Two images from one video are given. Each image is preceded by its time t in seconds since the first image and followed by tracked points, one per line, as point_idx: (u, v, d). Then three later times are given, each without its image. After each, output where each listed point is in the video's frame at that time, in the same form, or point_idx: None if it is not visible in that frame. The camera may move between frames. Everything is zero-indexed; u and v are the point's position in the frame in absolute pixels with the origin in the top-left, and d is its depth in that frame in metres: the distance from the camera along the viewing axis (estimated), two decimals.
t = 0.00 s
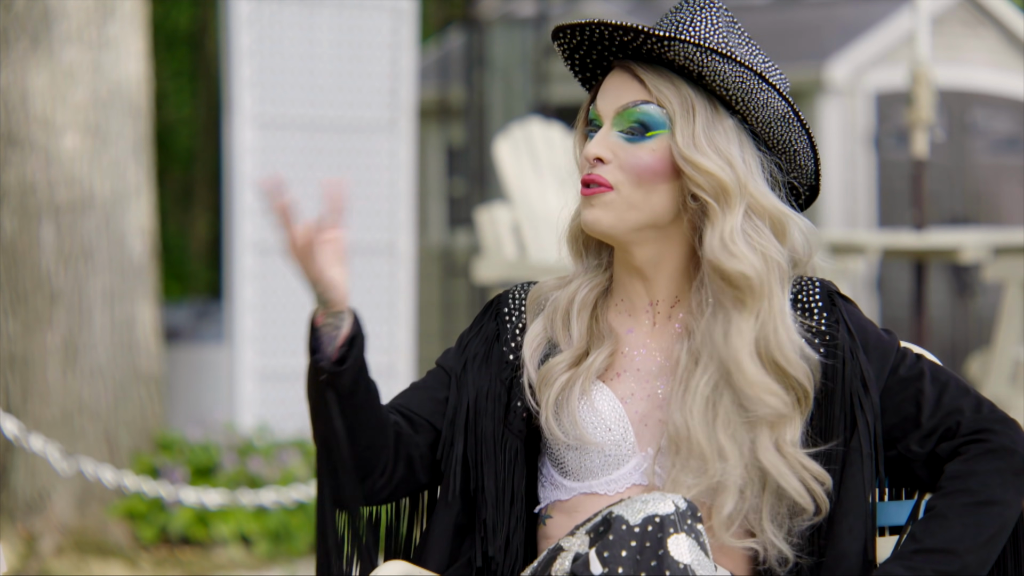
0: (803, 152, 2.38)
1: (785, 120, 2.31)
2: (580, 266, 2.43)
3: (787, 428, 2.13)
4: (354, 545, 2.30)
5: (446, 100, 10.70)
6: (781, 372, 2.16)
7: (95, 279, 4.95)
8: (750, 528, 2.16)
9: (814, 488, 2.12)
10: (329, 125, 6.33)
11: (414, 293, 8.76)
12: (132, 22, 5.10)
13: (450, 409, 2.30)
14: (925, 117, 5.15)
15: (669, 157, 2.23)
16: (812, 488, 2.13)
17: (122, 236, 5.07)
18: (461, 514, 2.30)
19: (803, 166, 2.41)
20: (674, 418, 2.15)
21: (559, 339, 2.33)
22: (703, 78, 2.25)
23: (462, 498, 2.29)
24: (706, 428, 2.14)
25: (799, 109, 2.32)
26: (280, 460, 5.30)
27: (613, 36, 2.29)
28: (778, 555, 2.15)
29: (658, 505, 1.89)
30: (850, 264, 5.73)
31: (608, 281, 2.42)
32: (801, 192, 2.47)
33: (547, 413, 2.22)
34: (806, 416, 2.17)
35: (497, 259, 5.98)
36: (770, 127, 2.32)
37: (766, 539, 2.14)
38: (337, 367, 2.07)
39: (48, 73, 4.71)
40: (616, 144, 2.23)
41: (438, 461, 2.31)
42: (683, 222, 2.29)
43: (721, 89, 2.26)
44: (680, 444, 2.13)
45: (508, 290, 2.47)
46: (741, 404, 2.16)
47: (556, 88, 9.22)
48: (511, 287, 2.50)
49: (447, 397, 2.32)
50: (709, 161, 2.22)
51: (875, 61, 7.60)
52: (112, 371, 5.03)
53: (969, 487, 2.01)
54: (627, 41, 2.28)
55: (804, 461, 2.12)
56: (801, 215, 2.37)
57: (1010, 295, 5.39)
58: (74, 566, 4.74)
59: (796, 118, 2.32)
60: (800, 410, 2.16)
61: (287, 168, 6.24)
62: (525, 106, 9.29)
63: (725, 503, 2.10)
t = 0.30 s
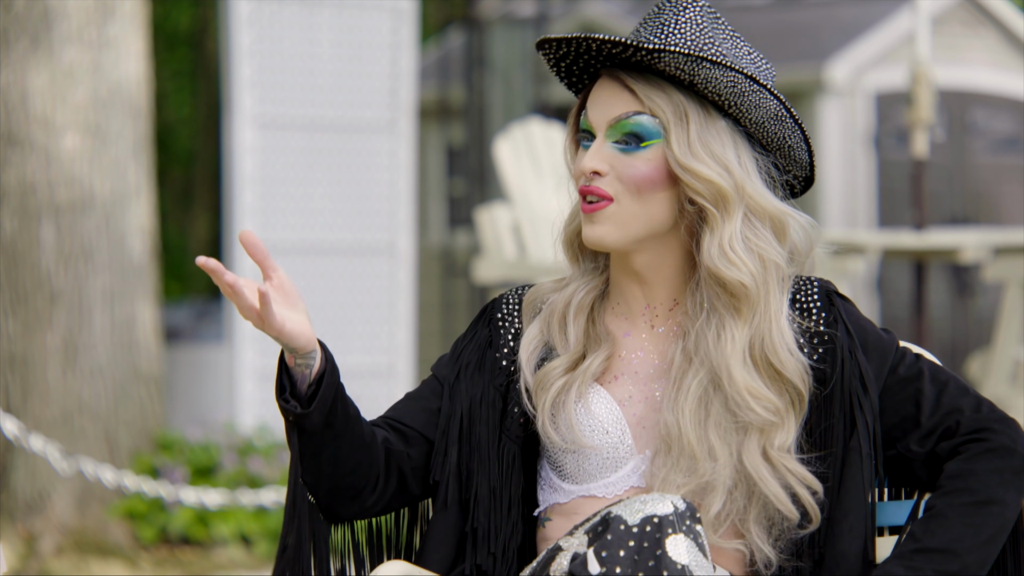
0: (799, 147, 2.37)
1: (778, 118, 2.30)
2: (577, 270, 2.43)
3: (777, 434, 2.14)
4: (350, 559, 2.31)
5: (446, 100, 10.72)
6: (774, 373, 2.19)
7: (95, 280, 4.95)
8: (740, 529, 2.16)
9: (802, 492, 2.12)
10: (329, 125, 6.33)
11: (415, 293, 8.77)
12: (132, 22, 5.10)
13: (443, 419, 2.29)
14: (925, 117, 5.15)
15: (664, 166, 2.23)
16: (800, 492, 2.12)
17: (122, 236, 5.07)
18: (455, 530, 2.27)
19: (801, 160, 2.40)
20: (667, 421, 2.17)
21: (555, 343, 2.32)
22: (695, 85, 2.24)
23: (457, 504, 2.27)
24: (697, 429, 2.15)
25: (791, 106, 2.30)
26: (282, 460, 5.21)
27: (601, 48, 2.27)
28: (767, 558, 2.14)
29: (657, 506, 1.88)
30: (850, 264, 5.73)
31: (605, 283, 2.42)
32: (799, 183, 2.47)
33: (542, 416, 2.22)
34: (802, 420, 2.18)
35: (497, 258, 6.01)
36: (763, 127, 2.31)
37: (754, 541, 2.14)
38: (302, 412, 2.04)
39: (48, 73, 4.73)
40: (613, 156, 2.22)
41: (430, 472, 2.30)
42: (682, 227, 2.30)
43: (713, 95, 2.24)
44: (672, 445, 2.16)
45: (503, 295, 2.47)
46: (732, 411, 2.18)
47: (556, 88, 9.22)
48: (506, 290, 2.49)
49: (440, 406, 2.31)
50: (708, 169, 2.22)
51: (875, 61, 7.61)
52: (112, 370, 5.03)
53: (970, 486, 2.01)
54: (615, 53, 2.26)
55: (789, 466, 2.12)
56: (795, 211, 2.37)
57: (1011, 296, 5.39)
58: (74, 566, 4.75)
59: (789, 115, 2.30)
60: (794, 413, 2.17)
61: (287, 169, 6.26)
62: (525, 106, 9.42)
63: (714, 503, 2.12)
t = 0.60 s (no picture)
0: (793, 147, 2.37)
1: (772, 119, 2.29)
2: (570, 276, 2.43)
3: (779, 436, 2.15)
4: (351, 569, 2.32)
5: (446, 100, 10.72)
6: (774, 370, 2.20)
7: (95, 279, 4.95)
8: (743, 530, 2.17)
9: (803, 494, 2.12)
10: (329, 125, 6.37)
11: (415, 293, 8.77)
12: (132, 22, 5.10)
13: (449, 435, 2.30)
14: (926, 117, 5.15)
15: (661, 167, 2.23)
16: (800, 491, 2.12)
17: (122, 236, 5.07)
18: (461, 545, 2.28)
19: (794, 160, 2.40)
20: (669, 422, 2.17)
21: (553, 351, 2.32)
22: (691, 87, 2.23)
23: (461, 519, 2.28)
24: (699, 431, 2.16)
25: (785, 106, 2.30)
26: (281, 460, 5.31)
27: (595, 51, 2.25)
28: (770, 558, 2.15)
29: (660, 506, 1.88)
30: (850, 264, 5.73)
31: (601, 289, 2.42)
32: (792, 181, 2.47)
33: (543, 426, 2.22)
34: (801, 419, 2.18)
35: (497, 258, 6.01)
36: (758, 127, 2.30)
37: (758, 542, 2.15)
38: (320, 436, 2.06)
39: (48, 73, 4.73)
40: (609, 159, 2.22)
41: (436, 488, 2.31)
42: (678, 228, 2.30)
43: (710, 97, 2.23)
44: (674, 449, 2.16)
45: (498, 301, 2.47)
46: (733, 409, 2.19)
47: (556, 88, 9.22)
48: (502, 296, 2.49)
49: (445, 422, 2.32)
50: (704, 173, 2.22)
51: (875, 61, 7.62)
52: (112, 371, 5.03)
53: (969, 487, 2.00)
54: (610, 56, 2.24)
55: (792, 463, 2.13)
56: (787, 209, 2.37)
57: (1011, 296, 5.39)
58: (74, 566, 4.74)
59: (783, 115, 2.30)
60: (793, 414, 2.18)
61: (288, 168, 6.28)
62: (525, 106, 9.43)
63: (717, 507, 2.13)
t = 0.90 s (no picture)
0: (789, 133, 2.37)
1: (770, 105, 2.30)
2: (567, 274, 2.43)
3: (783, 416, 2.11)
4: None
5: (446, 100, 10.74)
6: (777, 355, 2.16)
7: (95, 279, 4.95)
8: (743, 510, 2.12)
9: (804, 476, 2.08)
10: (329, 125, 6.37)
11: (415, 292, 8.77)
12: (132, 22, 5.10)
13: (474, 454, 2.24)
14: (926, 117, 5.15)
15: (666, 162, 2.22)
16: (802, 475, 2.08)
17: (122, 236, 5.07)
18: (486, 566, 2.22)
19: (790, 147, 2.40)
20: (670, 404, 2.15)
21: (550, 343, 2.30)
22: (692, 79, 2.23)
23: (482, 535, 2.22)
24: (700, 410, 2.13)
25: (781, 92, 2.31)
26: (280, 460, 5.44)
27: (592, 51, 2.24)
28: (768, 538, 2.10)
29: (660, 506, 1.88)
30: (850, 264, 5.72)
31: (599, 282, 2.42)
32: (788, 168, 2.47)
33: (543, 417, 2.18)
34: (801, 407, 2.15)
35: (497, 258, 6.02)
36: (757, 115, 2.31)
37: (758, 521, 2.10)
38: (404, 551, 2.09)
39: (48, 73, 4.71)
40: (615, 158, 2.21)
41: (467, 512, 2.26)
42: (683, 220, 2.30)
43: (710, 87, 2.24)
44: (675, 428, 2.13)
45: (497, 310, 2.45)
46: (736, 389, 2.15)
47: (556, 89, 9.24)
48: (500, 305, 2.47)
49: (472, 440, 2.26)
50: (710, 161, 2.22)
51: (875, 61, 7.62)
52: (112, 371, 5.03)
53: (967, 487, 1.96)
54: (608, 54, 2.24)
55: (795, 445, 2.08)
56: (789, 193, 2.39)
57: (1011, 296, 5.38)
58: (74, 566, 4.71)
59: (780, 101, 2.31)
60: (794, 397, 2.14)
61: (287, 169, 6.32)
62: (525, 106, 9.44)
63: (719, 483, 2.08)
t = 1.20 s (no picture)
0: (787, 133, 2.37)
1: (768, 103, 2.30)
2: (565, 275, 2.44)
3: (786, 413, 2.12)
4: None
5: (446, 100, 10.74)
6: (782, 358, 2.18)
7: (95, 279, 4.95)
8: (747, 508, 2.12)
9: (808, 474, 2.08)
10: (329, 125, 6.38)
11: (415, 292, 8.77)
12: (132, 21, 5.10)
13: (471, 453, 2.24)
14: (926, 117, 5.14)
15: (665, 159, 2.22)
16: (806, 473, 2.09)
17: (122, 236, 5.08)
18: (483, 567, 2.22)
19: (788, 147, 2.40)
20: (673, 403, 2.15)
21: (548, 344, 2.30)
22: (691, 74, 2.23)
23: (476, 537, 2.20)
24: (705, 408, 2.14)
25: (779, 90, 2.31)
26: (280, 460, 5.45)
27: (591, 48, 2.24)
28: (772, 536, 2.10)
29: (659, 507, 1.88)
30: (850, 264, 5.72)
31: (597, 284, 2.42)
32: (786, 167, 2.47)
33: (541, 418, 2.18)
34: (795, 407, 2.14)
35: (497, 258, 6.02)
36: (755, 113, 2.31)
37: (762, 518, 2.10)
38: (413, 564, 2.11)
39: (48, 73, 4.71)
40: (614, 155, 2.21)
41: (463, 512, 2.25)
42: (682, 220, 2.30)
43: (709, 83, 2.24)
44: (679, 426, 2.13)
45: (496, 309, 2.44)
46: (743, 387, 2.18)
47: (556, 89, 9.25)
48: (499, 304, 2.47)
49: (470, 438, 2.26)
50: (710, 158, 2.22)
51: (874, 61, 7.62)
52: (112, 371, 5.03)
53: (966, 486, 1.96)
54: (606, 51, 2.24)
55: (800, 444, 2.09)
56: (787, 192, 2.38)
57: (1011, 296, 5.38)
58: (74, 566, 4.71)
59: (778, 99, 2.31)
60: (795, 393, 2.15)
61: (287, 169, 6.32)
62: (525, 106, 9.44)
63: (724, 482, 2.09)
